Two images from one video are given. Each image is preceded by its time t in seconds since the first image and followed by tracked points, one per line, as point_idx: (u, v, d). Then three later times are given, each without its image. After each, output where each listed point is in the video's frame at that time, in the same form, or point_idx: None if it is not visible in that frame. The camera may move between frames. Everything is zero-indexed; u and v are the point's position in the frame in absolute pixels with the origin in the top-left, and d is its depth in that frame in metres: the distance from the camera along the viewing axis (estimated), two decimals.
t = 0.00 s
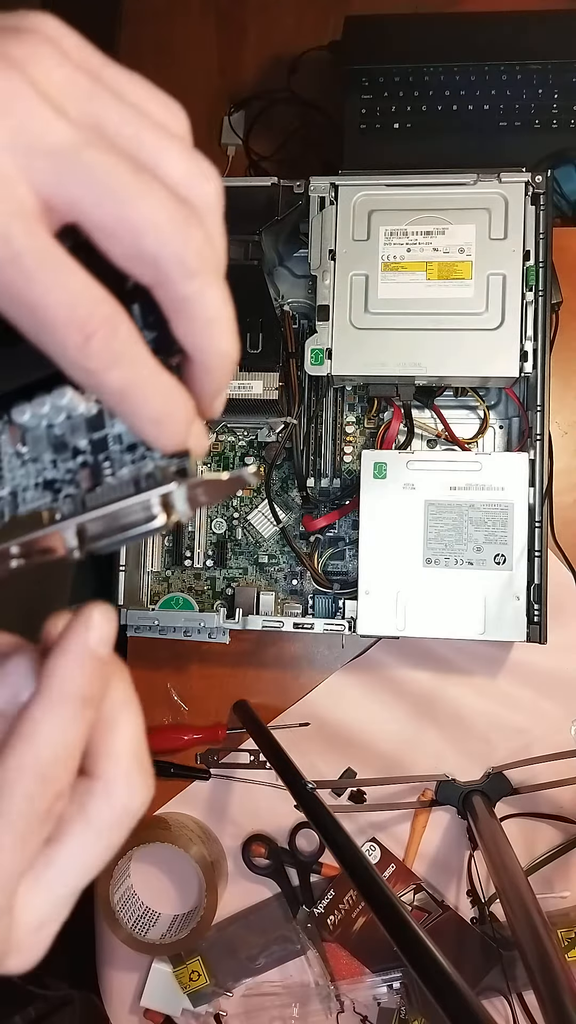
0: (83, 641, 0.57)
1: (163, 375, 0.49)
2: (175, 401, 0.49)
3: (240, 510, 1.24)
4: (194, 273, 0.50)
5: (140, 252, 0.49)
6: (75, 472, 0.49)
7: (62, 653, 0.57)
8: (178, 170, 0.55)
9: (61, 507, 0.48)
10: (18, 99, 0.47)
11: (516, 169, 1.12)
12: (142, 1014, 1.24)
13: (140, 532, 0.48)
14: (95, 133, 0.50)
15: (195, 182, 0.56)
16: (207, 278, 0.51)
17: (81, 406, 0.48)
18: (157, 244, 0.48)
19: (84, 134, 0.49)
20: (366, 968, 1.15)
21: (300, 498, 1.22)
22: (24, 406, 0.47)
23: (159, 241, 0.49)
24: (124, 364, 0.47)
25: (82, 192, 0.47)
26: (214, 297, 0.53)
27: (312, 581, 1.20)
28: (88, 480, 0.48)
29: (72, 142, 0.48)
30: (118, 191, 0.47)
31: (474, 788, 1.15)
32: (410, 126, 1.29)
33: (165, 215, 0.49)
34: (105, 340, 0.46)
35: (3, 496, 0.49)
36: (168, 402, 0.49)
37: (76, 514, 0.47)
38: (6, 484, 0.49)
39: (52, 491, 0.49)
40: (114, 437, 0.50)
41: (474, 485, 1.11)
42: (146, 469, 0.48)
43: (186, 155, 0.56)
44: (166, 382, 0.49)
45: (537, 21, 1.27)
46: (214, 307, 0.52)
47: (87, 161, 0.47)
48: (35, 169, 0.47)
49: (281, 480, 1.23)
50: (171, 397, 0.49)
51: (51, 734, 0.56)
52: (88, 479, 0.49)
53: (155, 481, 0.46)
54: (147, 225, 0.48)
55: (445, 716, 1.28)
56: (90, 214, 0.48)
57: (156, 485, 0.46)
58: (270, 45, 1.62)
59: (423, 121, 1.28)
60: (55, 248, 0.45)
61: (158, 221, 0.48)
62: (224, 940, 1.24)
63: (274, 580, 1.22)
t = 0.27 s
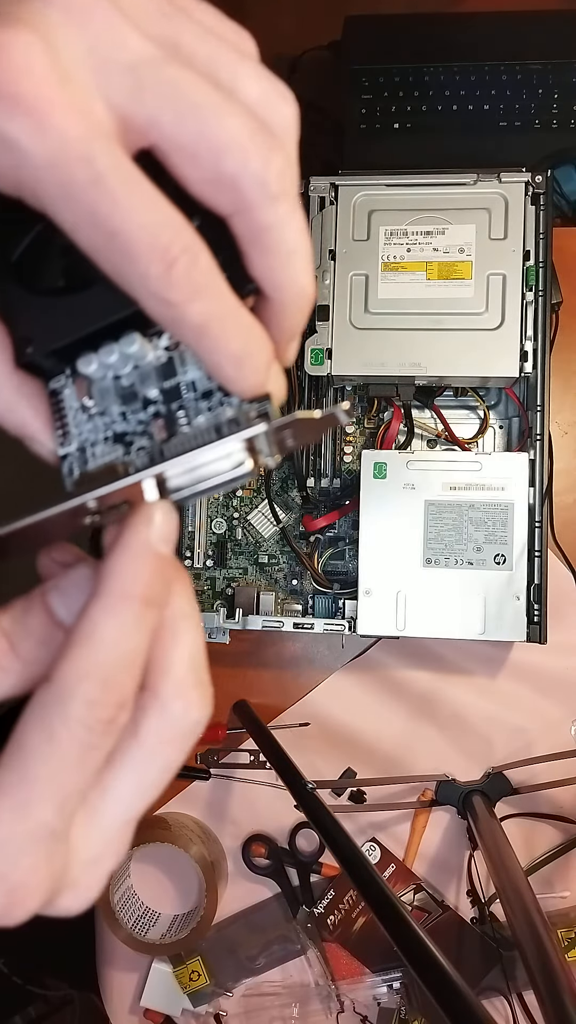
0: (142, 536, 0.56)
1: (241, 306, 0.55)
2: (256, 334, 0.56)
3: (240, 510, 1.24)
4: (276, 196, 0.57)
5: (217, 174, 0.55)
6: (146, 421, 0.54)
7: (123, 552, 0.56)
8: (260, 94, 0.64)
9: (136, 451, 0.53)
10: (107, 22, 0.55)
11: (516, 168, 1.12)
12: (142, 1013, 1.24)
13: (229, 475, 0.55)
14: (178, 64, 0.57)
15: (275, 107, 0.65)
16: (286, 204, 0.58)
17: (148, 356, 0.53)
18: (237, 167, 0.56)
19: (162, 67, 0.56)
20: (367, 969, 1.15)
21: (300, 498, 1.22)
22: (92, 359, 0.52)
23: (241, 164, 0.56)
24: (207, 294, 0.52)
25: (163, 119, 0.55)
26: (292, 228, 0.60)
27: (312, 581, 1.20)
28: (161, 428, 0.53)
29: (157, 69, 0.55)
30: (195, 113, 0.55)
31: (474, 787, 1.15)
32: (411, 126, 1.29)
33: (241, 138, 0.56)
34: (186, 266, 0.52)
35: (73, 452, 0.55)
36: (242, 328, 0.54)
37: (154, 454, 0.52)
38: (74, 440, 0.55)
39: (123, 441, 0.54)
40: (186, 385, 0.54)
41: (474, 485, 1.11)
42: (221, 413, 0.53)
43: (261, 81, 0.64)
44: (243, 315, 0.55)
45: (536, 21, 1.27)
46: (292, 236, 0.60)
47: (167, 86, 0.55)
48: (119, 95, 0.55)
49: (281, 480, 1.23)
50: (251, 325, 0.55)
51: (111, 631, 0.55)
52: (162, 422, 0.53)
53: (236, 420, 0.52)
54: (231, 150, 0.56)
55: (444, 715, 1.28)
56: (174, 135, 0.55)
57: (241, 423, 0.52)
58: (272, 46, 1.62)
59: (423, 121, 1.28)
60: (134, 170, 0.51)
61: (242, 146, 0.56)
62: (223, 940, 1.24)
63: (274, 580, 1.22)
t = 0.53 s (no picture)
0: (195, 524, 0.57)
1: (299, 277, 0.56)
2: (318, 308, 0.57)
3: (240, 510, 1.24)
4: (339, 168, 0.60)
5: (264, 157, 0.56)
6: (200, 405, 0.54)
7: (172, 539, 0.57)
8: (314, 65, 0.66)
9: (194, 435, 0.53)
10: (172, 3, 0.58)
11: (516, 168, 1.12)
12: (142, 1014, 1.24)
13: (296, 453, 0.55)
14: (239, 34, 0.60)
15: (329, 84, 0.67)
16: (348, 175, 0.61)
17: (201, 338, 0.54)
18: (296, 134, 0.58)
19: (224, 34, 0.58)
20: (366, 968, 1.15)
21: (301, 498, 1.22)
22: (144, 343, 0.54)
23: (305, 134, 0.58)
24: (269, 268, 0.54)
25: (229, 88, 0.57)
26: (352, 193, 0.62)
27: (312, 581, 1.20)
28: (218, 409, 0.54)
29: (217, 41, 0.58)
30: (261, 76, 0.57)
31: (473, 787, 1.15)
32: (410, 126, 1.29)
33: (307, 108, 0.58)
34: (252, 237, 0.53)
35: (124, 438, 0.56)
36: (301, 299, 0.56)
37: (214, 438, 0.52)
38: (125, 426, 0.56)
39: (177, 424, 0.54)
40: (241, 366, 0.55)
41: (474, 485, 1.11)
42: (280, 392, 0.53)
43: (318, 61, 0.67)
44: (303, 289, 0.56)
45: (536, 22, 1.28)
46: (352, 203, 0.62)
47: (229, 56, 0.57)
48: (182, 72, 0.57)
49: (281, 480, 1.23)
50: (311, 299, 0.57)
51: (163, 625, 0.56)
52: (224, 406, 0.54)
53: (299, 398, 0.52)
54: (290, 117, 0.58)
55: (445, 715, 1.28)
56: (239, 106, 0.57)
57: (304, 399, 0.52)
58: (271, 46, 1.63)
59: (423, 121, 1.28)
60: (200, 135, 0.52)
61: (304, 113, 0.58)
62: (223, 940, 1.24)
63: (274, 580, 1.22)
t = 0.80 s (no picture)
0: (303, 555, 0.56)
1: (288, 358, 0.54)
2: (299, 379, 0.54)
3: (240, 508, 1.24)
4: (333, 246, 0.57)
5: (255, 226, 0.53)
6: (174, 467, 0.50)
7: (277, 570, 0.55)
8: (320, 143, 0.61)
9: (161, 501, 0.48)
10: (172, 58, 0.53)
11: (516, 168, 1.12)
12: (142, 1014, 1.23)
13: (265, 528, 0.50)
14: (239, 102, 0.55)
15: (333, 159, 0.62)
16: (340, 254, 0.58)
17: (181, 399, 0.50)
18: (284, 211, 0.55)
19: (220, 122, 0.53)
20: (366, 969, 1.16)
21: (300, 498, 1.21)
22: (122, 399, 0.49)
23: (301, 212, 0.55)
24: (253, 346, 0.51)
25: (224, 162, 0.53)
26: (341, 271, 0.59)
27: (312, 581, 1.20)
28: (190, 474, 0.49)
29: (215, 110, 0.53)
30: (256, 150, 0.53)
31: (474, 787, 1.15)
32: (410, 126, 1.29)
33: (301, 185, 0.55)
34: (235, 313, 0.50)
35: (93, 491, 0.51)
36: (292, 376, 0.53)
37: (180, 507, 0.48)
38: (96, 479, 0.52)
39: (147, 486, 0.50)
40: (219, 432, 0.51)
41: (474, 485, 1.11)
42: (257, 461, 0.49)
43: (325, 128, 0.61)
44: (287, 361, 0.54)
45: (537, 22, 1.27)
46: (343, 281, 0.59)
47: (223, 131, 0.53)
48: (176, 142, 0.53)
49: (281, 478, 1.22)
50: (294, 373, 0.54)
51: (252, 655, 0.54)
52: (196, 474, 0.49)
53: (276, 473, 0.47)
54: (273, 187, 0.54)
55: (445, 715, 1.28)
56: (226, 178, 0.54)
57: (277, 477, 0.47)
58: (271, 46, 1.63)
59: (423, 121, 1.29)
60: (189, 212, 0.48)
61: (301, 190, 0.55)
62: (223, 940, 1.24)
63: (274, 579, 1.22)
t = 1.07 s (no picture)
0: (279, 597, 0.54)
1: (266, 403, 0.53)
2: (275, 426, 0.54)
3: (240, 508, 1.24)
4: (311, 303, 0.56)
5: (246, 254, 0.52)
6: (151, 503, 0.53)
7: (253, 610, 0.53)
8: (305, 193, 0.58)
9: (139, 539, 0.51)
10: (155, 109, 0.49)
11: (516, 168, 1.12)
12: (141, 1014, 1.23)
13: (230, 573, 0.52)
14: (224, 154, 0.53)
15: (321, 207, 0.60)
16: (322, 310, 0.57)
17: (162, 438, 0.52)
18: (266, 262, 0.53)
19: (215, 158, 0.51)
20: (366, 969, 1.16)
21: (300, 498, 1.21)
22: (105, 436, 0.52)
23: (281, 263, 0.53)
24: (229, 393, 0.50)
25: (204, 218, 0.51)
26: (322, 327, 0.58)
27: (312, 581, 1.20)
28: (166, 512, 0.52)
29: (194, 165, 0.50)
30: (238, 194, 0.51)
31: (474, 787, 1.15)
32: (410, 125, 1.30)
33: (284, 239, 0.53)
34: (209, 368, 0.49)
35: (74, 524, 0.55)
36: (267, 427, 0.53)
37: (155, 549, 0.50)
38: (76, 511, 0.55)
39: (125, 521, 0.53)
40: (198, 471, 0.53)
41: (474, 485, 1.11)
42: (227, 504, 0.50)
43: (309, 175, 0.59)
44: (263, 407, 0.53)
45: (535, 22, 1.26)
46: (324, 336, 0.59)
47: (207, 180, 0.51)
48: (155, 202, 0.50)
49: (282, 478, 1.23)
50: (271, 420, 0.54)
51: (238, 703, 0.53)
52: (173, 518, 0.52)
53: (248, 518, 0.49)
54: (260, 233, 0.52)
55: (445, 716, 1.28)
56: (203, 232, 0.52)
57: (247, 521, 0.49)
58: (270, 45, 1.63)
59: (422, 121, 1.29)
60: (169, 264, 0.46)
61: (283, 243, 0.53)
62: (223, 941, 1.24)
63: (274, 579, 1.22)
